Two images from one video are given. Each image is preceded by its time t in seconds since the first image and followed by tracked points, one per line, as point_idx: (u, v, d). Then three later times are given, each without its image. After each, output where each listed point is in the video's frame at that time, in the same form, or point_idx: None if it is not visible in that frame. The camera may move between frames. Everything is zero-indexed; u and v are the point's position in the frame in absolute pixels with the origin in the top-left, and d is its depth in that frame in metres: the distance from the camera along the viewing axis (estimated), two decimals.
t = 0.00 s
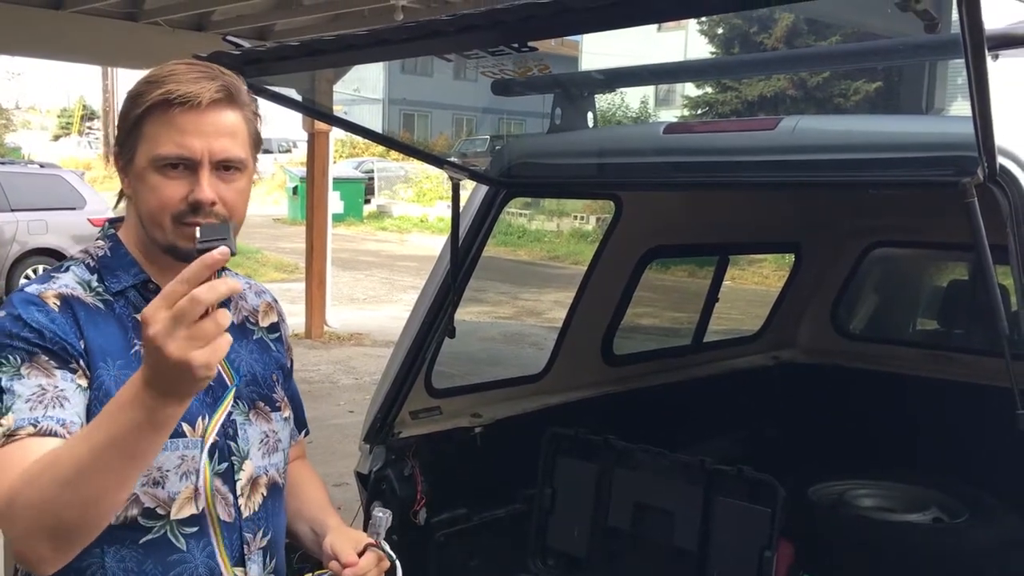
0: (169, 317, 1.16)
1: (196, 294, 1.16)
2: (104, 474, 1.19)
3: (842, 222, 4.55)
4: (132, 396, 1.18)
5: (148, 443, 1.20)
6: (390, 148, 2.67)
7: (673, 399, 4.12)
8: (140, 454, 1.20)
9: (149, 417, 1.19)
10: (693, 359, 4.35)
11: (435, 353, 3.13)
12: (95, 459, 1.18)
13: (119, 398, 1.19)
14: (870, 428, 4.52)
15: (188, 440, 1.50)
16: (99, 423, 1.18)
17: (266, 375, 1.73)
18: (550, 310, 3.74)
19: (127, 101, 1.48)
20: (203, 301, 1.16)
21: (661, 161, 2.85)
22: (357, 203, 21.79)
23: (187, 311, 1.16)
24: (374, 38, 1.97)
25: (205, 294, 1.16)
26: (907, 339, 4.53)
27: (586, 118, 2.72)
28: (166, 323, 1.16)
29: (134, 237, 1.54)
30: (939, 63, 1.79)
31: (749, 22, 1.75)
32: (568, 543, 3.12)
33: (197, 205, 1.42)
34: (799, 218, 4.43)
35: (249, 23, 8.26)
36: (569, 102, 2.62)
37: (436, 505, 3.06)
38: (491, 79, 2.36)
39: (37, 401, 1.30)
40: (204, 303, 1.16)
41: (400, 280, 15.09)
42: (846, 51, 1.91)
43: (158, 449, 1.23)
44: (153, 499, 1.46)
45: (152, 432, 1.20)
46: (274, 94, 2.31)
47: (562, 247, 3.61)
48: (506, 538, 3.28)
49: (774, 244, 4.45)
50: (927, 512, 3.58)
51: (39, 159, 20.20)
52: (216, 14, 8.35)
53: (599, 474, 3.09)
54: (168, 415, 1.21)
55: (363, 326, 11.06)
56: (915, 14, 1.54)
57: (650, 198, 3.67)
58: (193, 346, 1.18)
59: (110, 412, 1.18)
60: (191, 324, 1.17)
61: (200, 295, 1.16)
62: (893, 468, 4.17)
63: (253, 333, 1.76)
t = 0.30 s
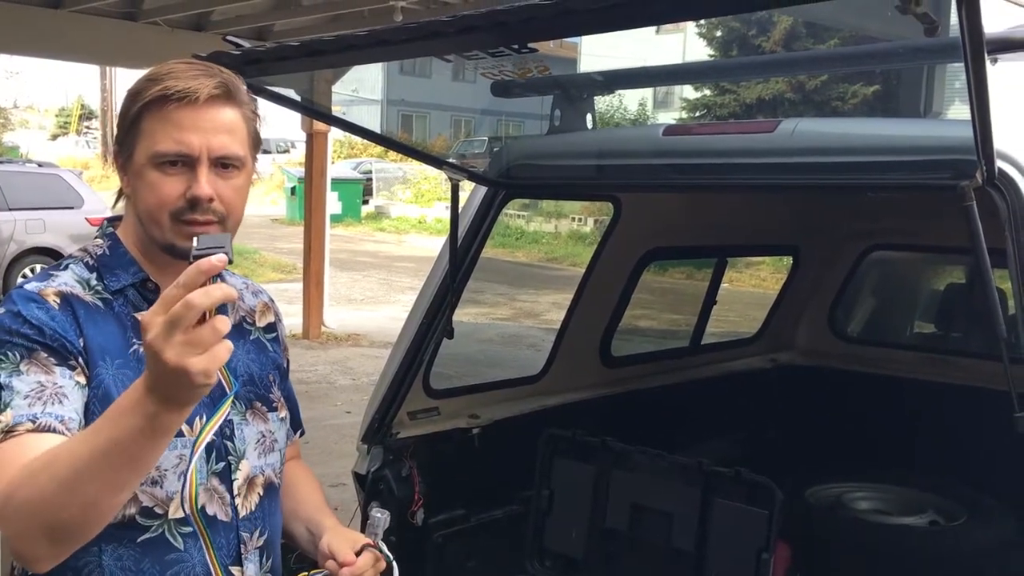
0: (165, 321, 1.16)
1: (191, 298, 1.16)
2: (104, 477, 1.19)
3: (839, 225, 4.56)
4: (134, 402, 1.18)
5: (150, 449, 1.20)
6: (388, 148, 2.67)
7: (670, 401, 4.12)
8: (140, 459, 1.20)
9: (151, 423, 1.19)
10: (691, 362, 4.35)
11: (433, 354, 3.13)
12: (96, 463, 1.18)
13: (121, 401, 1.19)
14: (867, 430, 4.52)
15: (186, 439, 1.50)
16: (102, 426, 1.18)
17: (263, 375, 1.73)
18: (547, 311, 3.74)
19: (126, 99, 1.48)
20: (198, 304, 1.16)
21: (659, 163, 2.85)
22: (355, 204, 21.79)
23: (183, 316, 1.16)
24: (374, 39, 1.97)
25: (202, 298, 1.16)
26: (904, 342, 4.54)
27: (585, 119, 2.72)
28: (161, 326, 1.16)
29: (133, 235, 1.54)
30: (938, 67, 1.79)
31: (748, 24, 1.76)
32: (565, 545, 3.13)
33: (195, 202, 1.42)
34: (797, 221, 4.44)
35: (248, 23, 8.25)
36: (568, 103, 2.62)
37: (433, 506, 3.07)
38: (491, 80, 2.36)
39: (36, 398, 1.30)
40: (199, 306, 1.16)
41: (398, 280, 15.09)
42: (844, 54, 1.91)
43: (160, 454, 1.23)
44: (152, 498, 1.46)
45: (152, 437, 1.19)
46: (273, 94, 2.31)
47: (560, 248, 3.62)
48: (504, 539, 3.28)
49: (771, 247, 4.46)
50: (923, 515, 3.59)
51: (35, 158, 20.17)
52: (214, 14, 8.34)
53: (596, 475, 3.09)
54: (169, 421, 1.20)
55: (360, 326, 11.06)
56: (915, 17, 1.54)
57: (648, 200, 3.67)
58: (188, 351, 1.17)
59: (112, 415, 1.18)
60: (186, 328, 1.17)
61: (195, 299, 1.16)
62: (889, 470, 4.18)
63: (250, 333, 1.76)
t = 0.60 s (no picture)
0: (159, 323, 1.17)
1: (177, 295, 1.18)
2: (92, 474, 1.19)
3: (839, 227, 4.55)
4: (122, 399, 1.19)
5: (138, 444, 1.21)
6: (388, 148, 2.66)
7: (669, 401, 4.12)
8: (127, 454, 1.20)
9: (139, 419, 1.19)
10: (690, 363, 4.34)
11: (432, 355, 3.12)
12: (84, 459, 1.18)
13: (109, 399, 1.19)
14: (865, 432, 4.52)
15: (181, 434, 1.50)
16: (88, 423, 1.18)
17: (258, 370, 1.73)
18: (546, 312, 3.73)
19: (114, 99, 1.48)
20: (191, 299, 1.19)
21: (662, 165, 2.81)
22: (354, 204, 21.78)
23: (173, 315, 1.18)
24: (374, 38, 1.96)
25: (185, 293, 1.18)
26: (903, 344, 4.54)
27: (584, 120, 2.72)
28: (152, 329, 1.17)
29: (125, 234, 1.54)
30: (938, 69, 1.79)
31: (747, 25, 1.76)
32: (562, 545, 3.12)
33: (182, 198, 1.42)
34: (796, 223, 4.44)
35: (248, 23, 8.24)
36: (568, 104, 2.62)
37: (431, 506, 3.06)
38: (491, 80, 2.36)
39: (25, 395, 1.30)
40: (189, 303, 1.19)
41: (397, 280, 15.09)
42: (845, 55, 1.90)
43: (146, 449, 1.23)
44: (146, 492, 1.45)
45: (140, 432, 1.20)
46: (272, 94, 2.31)
47: (559, 249, 3.62)
48: (501, 540, 3.28)
49: (770, 248, 4.46)
50: (922, 517, 3.59)
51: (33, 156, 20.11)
52: (213, 13, 8.32)
53: (594, 476, 3.09)
54: (157, 417, 1.21)
55: (358, 326, 11.05)
56: (916, 18, 1.54)
57: (647, 201, 3.67)
58: (178, 350, 1.18)
59: (99, 413, 1.18)
60: (175, 328, 1.18)
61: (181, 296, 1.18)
62: (887, 472, 4.18)
63: (245, 329, 1.75)
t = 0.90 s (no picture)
0: (150, 336, 1.17)
1: (171, 318, 1.18)
2: (75, 468, 1.18)
3: (836, 228, 4.56)
4: (105, 395, 1.18)
5: (121, 438, 1.20)
6: (386, 148, 2.66)
7: (666, 402, 4.12)
8: (112, 448, 1.20)
9: (122, 414, 1.19)
10: (688, 363, 4.35)
11: (430, 355, 3.12)
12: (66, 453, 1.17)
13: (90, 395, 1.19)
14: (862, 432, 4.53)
15: (175, 432, 1.50)
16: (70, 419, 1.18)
17: (253, 369, 1.73)
18: (544, 312, 3.74)
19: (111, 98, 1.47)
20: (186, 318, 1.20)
21: (659, 164, 2.84)
22: (351, 204, 21.78)
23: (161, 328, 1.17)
24: (373, 38, 1.96)
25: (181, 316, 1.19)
26: (900, 344, 4.55)
27: (581, 121, 2.74)
28: (143, 343, 1.17)
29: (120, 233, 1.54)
30: (936, 71, 1.80)
31: (745, 27, 1.76)
32: (560, 545, 3.13)
33: (181, 201, 1.43)
34: (794, 224, 4.44)
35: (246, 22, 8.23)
36: (567, 105, 2.62)
37: (428, 506, 3.06)
38: (489, 80, 2.36)
39: (16, 389, 1.30)
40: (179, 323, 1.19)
41: (395, 280, 15.10)
42: (843, 57, 1.90)
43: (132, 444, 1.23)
44: (139, 489, 1.45)
45: (125, 427, 1.20)
46: (271, 94, 2.32)
47: (556, 249, 3.63)
48: (499, 540, 3.28)
49: (768, 249, 4.46)
50: (918, 518, 3.58)
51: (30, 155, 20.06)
52: (211, 12, 8.31)
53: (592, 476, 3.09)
54: (141, 413, 1.21)
55: (356, 326, 11.05)
56: (914, 19, 1.54)
57: (646, 202, 3.67)
58: (170, 361, 1.19)
59: (81, 408, 1.18)
60: (167, 341, 1.19)
61: (174, 317, 1.18)
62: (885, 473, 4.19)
63: (240, 329, 1.76)
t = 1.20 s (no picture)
0: (158, 336, 1.18)
1: (177, 313, 1.18)
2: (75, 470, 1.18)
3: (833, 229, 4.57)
4: (104, 397, 1.18)
5: (121, 437, 1.21)
6: (383, 149, 2.66)
7: (663, 402, 4.12)
8: (111, 448, 1.20)
9: (122, 412, 1.19)
10: (685, 363, 4.35)
11: (426, 356, 3.12)
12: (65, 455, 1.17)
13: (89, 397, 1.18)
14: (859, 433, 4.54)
15: (170, 434, 1.50)
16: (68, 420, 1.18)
17: (249, 370, 1.74)
18: (540, 313, 3.74)
19: (116, 97, 1.47)
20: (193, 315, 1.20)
21: (655, 164, 2.85)
22: (349, 204, 21.77)
23: (166, 326, 1.18)
24: (370, 37, 1.96)
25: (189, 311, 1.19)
26: (897, 345, 4.55)
27: (579, 121, 2.74)
28: (153, 342, 1.18)
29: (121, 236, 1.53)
30: (932, 71, 1.80)
31: (743, 26, 1.76)
32: (557, 545, 3.13)
33: (192, 205, 1.42)
34: (791, 225, 4.44)
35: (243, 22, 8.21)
36: (564, 105, 2.62)
37: (425, 506, 3.06)
38: (486, 80, 2.35)
39: (14, 396, 1.29)
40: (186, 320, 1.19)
41: (392, 280, 15.09)
42: (840, 58, 1.90)
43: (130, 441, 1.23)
44: (134, 492, 1.45)
45: (124, 426, 1.20)
46: (268, 94, 2.32)
47: (554, 249, 3.64)
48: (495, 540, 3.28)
49: (765, 250, 4.46)
50: (915, 518, 3.58)
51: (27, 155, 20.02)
52: (209, 11, 8.30)
53: (590, 476, 3.09)
54: (140, 411, 1.21)
55: (353, 326, 11.05)
56: (911, 20, 1.54)
57: (644, 202, 3.67)
58: (178, 357, 1.20)
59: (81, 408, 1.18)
60: (175, 339, 1.19)
61: (180, 312, 1.18)
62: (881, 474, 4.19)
63: (236, 329, 1.76)
